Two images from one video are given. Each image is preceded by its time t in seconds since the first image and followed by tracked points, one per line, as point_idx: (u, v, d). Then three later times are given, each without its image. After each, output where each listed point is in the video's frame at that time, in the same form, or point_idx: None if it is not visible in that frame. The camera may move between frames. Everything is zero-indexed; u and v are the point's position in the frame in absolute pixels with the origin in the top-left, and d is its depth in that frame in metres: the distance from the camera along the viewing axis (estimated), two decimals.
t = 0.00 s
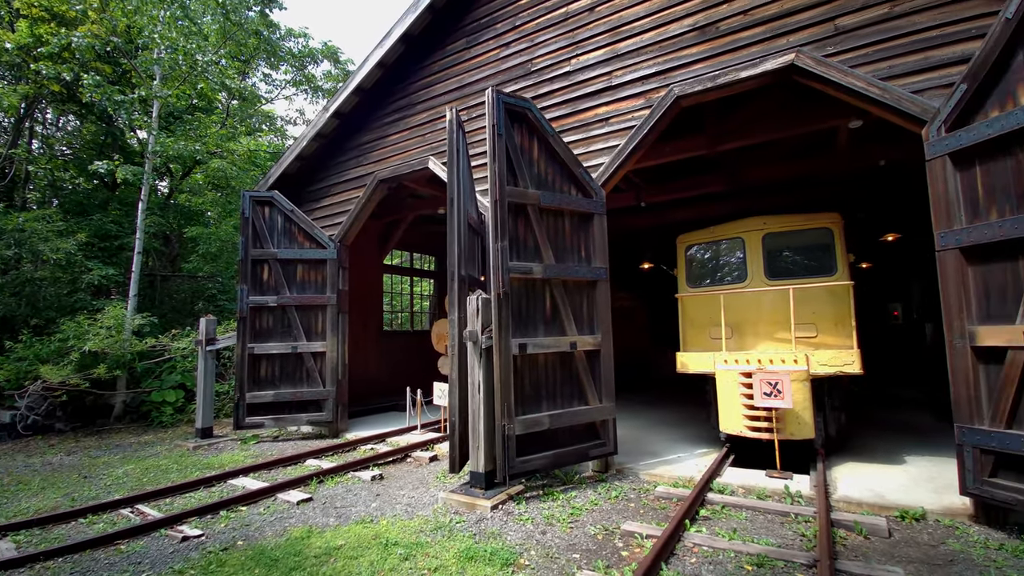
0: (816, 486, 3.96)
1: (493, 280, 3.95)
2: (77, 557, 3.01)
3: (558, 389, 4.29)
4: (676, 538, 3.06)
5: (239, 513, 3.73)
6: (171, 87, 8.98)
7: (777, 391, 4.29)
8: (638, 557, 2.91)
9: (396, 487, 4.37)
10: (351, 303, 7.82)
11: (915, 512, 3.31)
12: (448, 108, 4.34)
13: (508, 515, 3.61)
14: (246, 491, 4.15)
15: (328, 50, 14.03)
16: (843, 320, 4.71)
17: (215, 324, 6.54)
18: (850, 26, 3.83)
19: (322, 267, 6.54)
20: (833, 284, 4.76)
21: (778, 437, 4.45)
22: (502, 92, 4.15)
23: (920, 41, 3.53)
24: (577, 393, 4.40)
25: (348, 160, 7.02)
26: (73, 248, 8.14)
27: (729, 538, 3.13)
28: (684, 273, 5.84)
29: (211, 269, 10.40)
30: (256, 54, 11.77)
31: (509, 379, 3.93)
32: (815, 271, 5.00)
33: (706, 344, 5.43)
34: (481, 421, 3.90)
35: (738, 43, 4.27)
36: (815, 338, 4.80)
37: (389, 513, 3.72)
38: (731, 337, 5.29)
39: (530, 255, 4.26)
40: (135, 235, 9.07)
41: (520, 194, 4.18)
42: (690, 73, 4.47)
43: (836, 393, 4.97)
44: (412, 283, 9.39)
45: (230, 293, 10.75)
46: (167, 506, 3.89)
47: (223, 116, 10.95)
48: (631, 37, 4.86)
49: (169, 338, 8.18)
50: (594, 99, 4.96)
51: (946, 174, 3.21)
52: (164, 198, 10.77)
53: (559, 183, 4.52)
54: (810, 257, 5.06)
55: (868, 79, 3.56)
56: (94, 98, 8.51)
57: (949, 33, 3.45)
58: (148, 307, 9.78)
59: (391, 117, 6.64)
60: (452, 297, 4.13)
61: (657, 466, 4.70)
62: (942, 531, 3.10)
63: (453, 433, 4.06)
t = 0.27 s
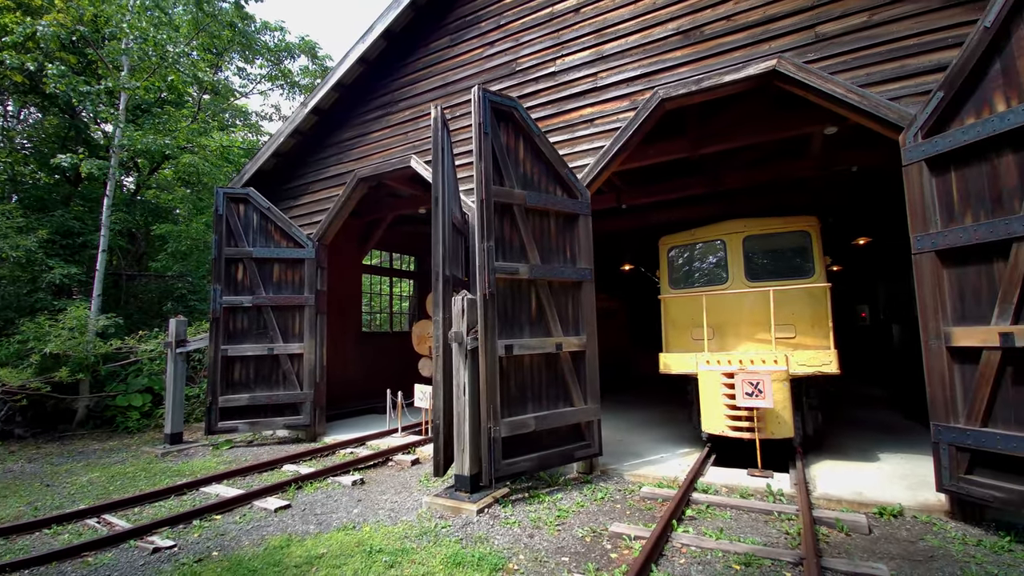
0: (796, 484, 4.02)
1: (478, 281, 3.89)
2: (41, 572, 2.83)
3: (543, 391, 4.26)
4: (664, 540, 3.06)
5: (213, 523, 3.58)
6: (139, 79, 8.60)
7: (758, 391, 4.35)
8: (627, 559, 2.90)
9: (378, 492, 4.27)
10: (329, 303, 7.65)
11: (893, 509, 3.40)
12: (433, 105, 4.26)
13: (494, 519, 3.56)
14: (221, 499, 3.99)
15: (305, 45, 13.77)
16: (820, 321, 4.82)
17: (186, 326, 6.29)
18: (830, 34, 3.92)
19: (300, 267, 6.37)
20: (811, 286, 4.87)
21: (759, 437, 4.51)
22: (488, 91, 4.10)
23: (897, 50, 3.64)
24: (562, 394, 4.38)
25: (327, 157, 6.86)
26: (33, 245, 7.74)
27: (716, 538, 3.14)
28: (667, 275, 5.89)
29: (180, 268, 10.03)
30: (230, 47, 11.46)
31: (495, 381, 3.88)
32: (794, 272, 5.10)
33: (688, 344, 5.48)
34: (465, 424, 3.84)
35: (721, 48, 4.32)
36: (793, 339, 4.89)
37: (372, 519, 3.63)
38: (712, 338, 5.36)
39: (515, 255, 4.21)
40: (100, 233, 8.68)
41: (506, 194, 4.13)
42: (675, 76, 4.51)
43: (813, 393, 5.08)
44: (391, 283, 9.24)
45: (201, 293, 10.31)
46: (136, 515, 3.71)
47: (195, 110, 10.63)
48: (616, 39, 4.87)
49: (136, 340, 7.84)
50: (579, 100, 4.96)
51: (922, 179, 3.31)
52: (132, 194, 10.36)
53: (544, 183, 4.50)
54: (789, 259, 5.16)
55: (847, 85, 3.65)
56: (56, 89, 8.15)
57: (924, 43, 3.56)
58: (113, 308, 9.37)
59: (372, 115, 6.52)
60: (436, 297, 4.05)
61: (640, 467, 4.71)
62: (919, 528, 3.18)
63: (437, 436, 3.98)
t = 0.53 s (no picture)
0: (771, 482, 4.12)
1: (460, 282, 3.82)
2: None
3: (525, 393, 4.23)
4: (648, 541, 3.07)
5: (178, 537, 3.38)
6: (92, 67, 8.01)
7: (734, 392, 4.44)
8: (614, 562, 2.89)
9: (354, 499, 4.13)
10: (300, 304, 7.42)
11: (863, 505, 3.52)
12: (414, 102, 4.16)
13: (477, 524, 3.49)
14: (187, 510, 3.78)
15: (274, 36, 13.41)
16: (791, 323, 4.98)
17: (145, 328, 5.95)
18: (804, 46, 4.06)
19: (270, 267, 6.14)
20: (782, 289, 5.03)
21: (733, 436, 4.60)
22: (472, 90, 4.05)
23: (867, 63, 3.80)
24: (543, 397, 4.36)
25: (298, 154, 6.65)
26: None
27: (699, 537, 3.18)
28: (643, 277, 5.97)
29: (137, 267, 9.51)
30: (194, 36, 11.05)
31: (477, 383, 3.82)
32: (766, 276, 5.26)
33: (664, 346, 5.57)
34: (446, 427, 3.76)
35: (701, 55, 4.41)
36: (766, 341, 5.03)
37: (350, 528, 3.50)
38: (688, 340, 5.46)
39: (498, 256, 4.17)
40: (49, 228, 8.13)
41: (488, 194, 4.09)
42: (655, 81, 4.57)
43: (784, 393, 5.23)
44: (363, 284, 9.02)
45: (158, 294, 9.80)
46: (93, 530, 3.47)
47: (155, 102, 10.18)
48: (597, 43, 4.91)
49: (88, 343, 7.38)
50: (561, 102, 4.97)
51: (890, 187, 3.45)
52: (83, 188, 9.77)
53: (526, 184, 4.48)
54: (761, 263, 5.32)
55: (819, 95, 3.77)
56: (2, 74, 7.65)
57: (892, 57, 3.73)
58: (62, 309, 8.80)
59: (347, 111, 6.37)
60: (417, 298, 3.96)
61: (619, 468, 4.74)
62: (889, 523, 3.30)
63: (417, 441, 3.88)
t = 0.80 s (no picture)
0: (742, 482, 4.24)
1: (440, 286, 3.78)
2: None
3: (503, 398, 4.22)
4: (628, 545, 3.11)
5: (140, 554, 3.20)
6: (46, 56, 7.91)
7: (706, 395, 4.55)
8: (596, 566, 2.92)
9: (328, 510, 4.00)
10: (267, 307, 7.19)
11: (829, 503, 3.67)
12: (392, 105, 4.01)
13: (457, 532, 3.45)
14: (149, 525, 3.59)
15: (238, 28, 13.04)
16: (759, 328, 5.16)
17: (99, 331, 5.63)
18: (774, 61, 4.21)
19: (236, 268, 5.92)
20: (750, 294, 5.20)
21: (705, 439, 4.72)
22: (452, 92, 4.01)
23: (833, 79, 3.98)
24: (521, 401, 4.36)
25: (267, 152, 6.44)
26: None
27: (677, 539, 3.24)
28: (618, 282, 6.06)
29: (88, 267, 9.00)
30: (153, 25, 10.68)
31: (456, 389, 3.78)
32: (735, 282, 5.43)
33: (638, 350, 5.66)
34: (425, 434, 3.70)
35: (677, 66, 4.52)
36: (735, 344, 5.19)
37: (325, 540, 3.40)
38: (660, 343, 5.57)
39: (477, 261, 4.14)
40: None
41: (468, 198, 4.06)
42: (632, 90, 4.65)
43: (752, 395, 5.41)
44: (332, 285, 8.79)
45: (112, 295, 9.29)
46: (44, 549, 3.25)
47: (110, 92, 9.80)
48: (575, 50, 4.96)
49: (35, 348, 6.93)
50: (539, 107, 5.00)
51: (854, 199, 3.62)
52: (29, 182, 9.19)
53: (505, 189, 4.47)
54: (730, 269, 5.49)
55: (789, 109, 3.92)
56: None
57: (856, 75, 3.92)
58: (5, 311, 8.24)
59: (319, 110, 6.21)
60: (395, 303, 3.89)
61: (595, 471, 4.78)
62: (854, 520, 3.45)
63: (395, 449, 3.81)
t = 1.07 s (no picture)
0: (706, 480, 4.38)
1: (412, 289, 3.75)
2: None
3: (475, 401, 4.22)
4: (598, 545, 3.16)
5: (93, 569, 3.06)
6: None
7: (672, 396, 4.67)
8: (567, 566, 2.96)
9: (293, 518, 3.90)
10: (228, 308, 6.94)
11: (787, 498, 3.83)
12: (363, 103, 3.96)
13: (428, 536, 3.43)
14: (102, 539, 3.42)
15: (199, 20, 12.66)
16: (722, 330, 5.34)
17: (45, 335, 5.31)
18: (738, 75, 4.38)
19: (195, 269, 5.69)
20: (714, 298, 5.38)
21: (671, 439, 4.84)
22: (425, 94, 3.99)
23: (793, 94, 4.17)
24: (492, 404, 4.37)
25: (230, 148, 6.23)
26: None
27: (645, 537, 3.31)
28: (587, 285, 6.15)
29: (33, 266, 8.50)
30: (108, 12, 10.27)
31: (428, 392, 3.76)
32: (700, 286, 5.61)
33: (607, 352, 5.77)
34: (396, 438, 3.66)
35: (646, 76, 4.64)
36: (700, 347, 5.36)
37: (291, 549, 3.32)
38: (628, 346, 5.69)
39: (449, 264, 4.13)
40: None
41: (441, 201, 4.04)
42: (603, 98, 4.74)
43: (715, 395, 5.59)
44: (297, 286, 8.58)
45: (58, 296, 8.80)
46: None
47: (60, 81, 9.38)
48: (548, 56, 5.02)
49: None
50: (511, 112, 5.03)
51: (811, 208, 3.81)
52: None
53: (477, 192, 4.48)
54: (695, 274, 5.66)
55: (751, 121, 4.08)
56: None
57: (814, 90, 4.12)
58: None
59: (286, 107, 6.06)
60: (366, 306, 3.83)
61: (565, 473, 4.84)
62: (811, 515, 3.62)
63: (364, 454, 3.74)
